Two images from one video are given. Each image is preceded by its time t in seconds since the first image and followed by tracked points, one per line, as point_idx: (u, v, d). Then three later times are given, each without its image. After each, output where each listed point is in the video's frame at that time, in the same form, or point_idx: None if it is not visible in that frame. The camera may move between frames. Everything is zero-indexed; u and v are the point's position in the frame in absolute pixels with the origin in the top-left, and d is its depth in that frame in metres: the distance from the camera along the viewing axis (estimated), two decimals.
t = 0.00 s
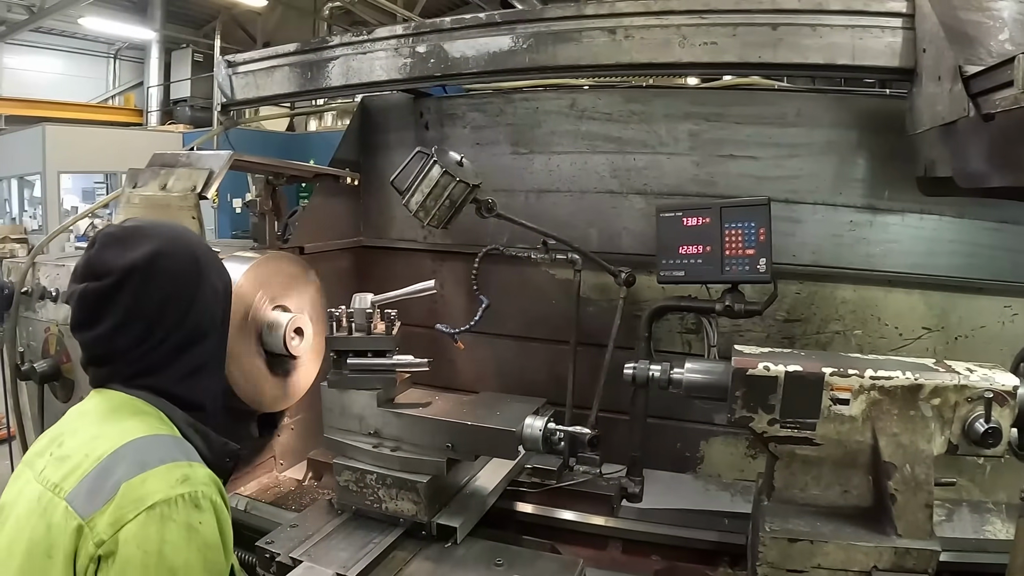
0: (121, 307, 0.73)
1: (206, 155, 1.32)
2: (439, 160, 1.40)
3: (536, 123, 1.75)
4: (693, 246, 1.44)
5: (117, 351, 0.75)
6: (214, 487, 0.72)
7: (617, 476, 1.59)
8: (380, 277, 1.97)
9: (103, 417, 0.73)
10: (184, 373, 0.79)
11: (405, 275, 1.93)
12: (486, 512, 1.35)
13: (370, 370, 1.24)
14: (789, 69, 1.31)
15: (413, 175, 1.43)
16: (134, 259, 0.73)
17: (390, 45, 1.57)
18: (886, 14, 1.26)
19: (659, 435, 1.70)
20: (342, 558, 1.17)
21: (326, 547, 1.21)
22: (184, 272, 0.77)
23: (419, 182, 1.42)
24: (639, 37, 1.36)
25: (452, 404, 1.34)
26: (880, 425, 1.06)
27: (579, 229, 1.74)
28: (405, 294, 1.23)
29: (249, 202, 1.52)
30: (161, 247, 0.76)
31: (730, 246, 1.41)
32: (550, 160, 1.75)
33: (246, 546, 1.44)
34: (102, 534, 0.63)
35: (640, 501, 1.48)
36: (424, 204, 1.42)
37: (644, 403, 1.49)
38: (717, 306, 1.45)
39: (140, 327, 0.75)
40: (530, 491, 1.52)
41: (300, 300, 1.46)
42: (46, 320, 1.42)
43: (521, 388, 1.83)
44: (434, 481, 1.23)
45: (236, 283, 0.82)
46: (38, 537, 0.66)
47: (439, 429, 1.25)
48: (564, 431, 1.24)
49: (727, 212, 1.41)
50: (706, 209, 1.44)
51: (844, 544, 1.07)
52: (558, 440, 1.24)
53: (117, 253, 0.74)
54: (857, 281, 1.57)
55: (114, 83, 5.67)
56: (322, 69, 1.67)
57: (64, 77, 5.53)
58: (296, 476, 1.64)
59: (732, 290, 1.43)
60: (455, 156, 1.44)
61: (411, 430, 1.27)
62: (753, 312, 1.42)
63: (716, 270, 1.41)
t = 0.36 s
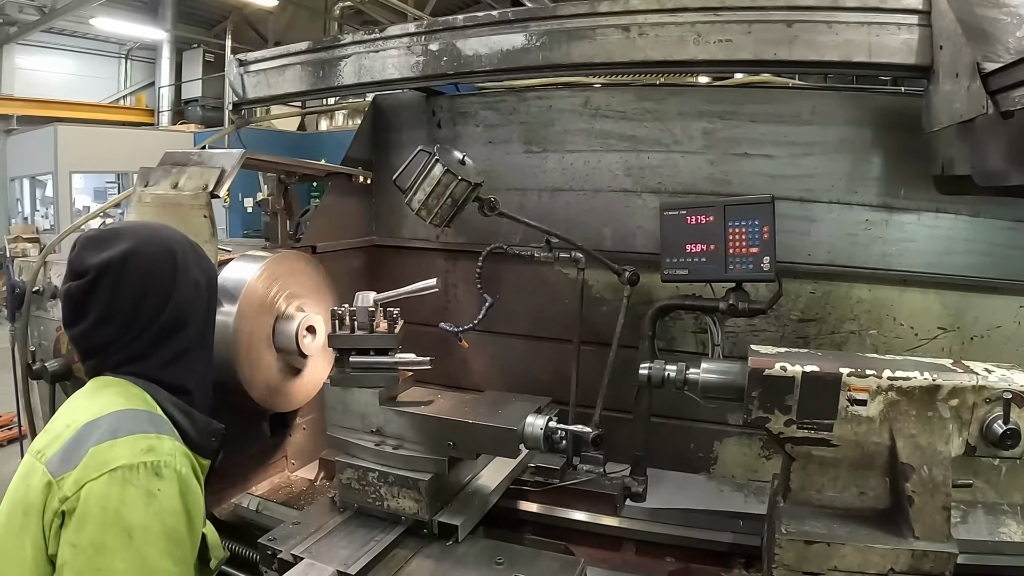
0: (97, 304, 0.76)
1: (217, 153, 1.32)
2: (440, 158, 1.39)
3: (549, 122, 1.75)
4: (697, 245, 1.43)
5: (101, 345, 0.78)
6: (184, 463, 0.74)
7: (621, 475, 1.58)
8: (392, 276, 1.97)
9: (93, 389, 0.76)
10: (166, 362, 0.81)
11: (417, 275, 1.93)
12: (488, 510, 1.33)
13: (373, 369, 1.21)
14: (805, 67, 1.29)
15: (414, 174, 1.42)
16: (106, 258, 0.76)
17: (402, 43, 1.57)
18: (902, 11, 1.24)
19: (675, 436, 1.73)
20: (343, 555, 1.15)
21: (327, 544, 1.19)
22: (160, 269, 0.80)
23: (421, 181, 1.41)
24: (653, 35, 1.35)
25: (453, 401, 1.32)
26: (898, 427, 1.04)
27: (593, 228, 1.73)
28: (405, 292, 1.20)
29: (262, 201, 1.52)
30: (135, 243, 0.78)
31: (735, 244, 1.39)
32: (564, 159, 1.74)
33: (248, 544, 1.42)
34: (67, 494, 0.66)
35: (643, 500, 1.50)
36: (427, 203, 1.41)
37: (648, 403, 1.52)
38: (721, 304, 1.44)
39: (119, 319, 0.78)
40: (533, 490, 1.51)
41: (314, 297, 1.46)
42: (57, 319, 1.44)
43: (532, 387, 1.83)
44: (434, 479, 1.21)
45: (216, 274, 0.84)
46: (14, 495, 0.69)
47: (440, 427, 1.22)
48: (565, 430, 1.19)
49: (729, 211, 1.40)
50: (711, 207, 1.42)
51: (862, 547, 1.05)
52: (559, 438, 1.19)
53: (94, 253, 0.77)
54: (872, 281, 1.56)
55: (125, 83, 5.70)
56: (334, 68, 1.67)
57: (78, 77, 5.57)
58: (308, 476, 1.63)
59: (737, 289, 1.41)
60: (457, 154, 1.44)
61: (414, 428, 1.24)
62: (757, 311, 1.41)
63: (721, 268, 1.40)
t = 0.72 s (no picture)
0: (86, 297, 0.77)
1: (224, 155, 1.32)
2: (438, 160, 1.38)
3: (556, 123, 1.75)
4: (695, 246, 1.43)
5: (89, 336, 0.79)
6: (173, 449, 0.78)
7: (620, 476, 1.58)
8: (398, 277, 1.97)
9: (78, 385, 0.76)
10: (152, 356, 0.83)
11: (425, 276, 1.93)
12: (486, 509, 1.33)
13: (370, 369, 1.24)
14: (811, 69, 1.29)
15: (414, 174, 1.42)
16: (94, 253, 0.77)
17: (409, 44, 1.57)
18: (909, 12, 1.24)
19: (681, 438, 1.73)
20: (340, 553, 1.15)
21: (325, 543, 1.19)
22: (149, 261, 0.80)
23: (420, 182, 1.41)
24: (660, 37, 1.35)
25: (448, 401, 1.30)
26: (904, 429, 1.04)
27: (599, 230, 1.73)
28: (402, 293, 1.20)
29: (268, 201, 1.52)
30: (129, 238, 0.79)
31: (733, 245, 1.40)
32: (571, 160, 1.74)
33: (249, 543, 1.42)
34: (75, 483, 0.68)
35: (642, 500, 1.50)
36: (424, 204, 1.41)
37: (646, 403, 1.50)
38: (719, 305, 1.44)
39: (106, 313, 0.79)
40: (531, 490, 1.52)
41: (322, 301, 1.47)
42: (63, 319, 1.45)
43: (536, 388, 1.83)
44: (432, 478, 1.21)
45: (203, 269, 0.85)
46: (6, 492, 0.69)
47: (436, 428, 1.21)
48: (561, 430, 1.18)
49: (727, 211, 1.40)
50: (708, 209, 1.42)
51: (869, 549, 1.05)
52: (555, 439, 1.18)
53: (85, 246, 0.78)
54: (879, 283, 1.56)
55: (131, 84, 5.72)
56: (340, 69, 1.67)
57: (85, 78, 5.60)
58: (314, 476, 1.63)
59: (734, 291, 1.41)
60: (456, 155, 1.42)
61: (411, 428, 1.23)
62: (755, 313, 1.41)
63: (718, 269, 1.40)
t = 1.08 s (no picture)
0: (64, 301, 0.77)
1: (230, 153, 1.31)
2: (436, 160, 1.37)
3: (561, 123, 1.75)
4: (692, 245, 1.43)
5: (72, 337, 0.80)
6: (133, 436, 0.77)
7: (616, 475, 1.57)
8: (401, 277, 1.98)
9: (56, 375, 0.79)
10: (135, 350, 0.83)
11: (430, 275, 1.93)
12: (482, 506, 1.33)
13: (367, 367, 1.25)
14: (817, 68, 1.29)
15: (411, 174, 1.40)
16: (70, 258, 0.76)
17: (415, 44, 1.58)
18: (915, 12, 1.24)
19: (686, 438, 1.74)
20: (337, 549, 1.15)
21: (323, 538, 1.20)
22: (126, 262, 0.80)
23: (417, 181, 1.39)
24: (666, 36, 1.35)
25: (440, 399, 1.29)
26: (911, 429, 1.03)
27: (604, 229, 1.73)
28: (398, 292, 1.20)
29: (275, 202, 1.52)
30: (104, 241, 0.78)
31: (730, 245, 1.40)
32: (576, 159, 1.75)
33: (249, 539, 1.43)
34: (28, 467, 0.69)
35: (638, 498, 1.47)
36: (422, 203, 1.40)
37: (644, 402, 1.51)
38: (716, 304, 1.43)
39: (86, 315, 0.79)
40: (529, 488, 1.52)
41: (330, 300, 1.47)
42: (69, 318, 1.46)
43: (538, 388, 1.83)
44: (429, 475, 1.21)
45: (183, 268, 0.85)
46: None
47: (430, 424, 1.20)
48: (556, 430, 1.16)
49: (724, 211, 1.40)
50: (705, 208, 1.43)
51: (875, 549, 1.04)
52: (550, 438, 1.17)
53: (61, 251, 0.77)
54: (885, 282, 1.55)
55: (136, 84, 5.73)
56: (346, 68, 1.67)
57: (91, 78, 5.61)
58: (319, 475, 1.61)
59: (731, 289, 1.41)
60: (453, 155, 1.40)
61: (405, 427, 1.22)
62: (751, 311, 1.39)
63: (715, 269, 1.40)
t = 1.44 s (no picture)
0: (69, 310, 0.77)
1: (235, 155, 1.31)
2: (432, 162, 1.36)
3: (565, 125, 1.76)
4: (686, 247, 1.44)
5: (75, 343, 0.79)
6: (133, 436, 0.78)
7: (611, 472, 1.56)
8: (404, 279, 1.98)
9: (63, 379, 0.80)
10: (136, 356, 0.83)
11: (432, 276, 1.95)
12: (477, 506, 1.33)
13: (361, 367, 1.24)
14: (820, 71, 1.29)
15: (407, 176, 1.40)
16: (74, 267, 0.76)
17: (419, 46, 1.58)
18: (918, 15, 1.24)
19: (686, 439, 1.74)
20: (332, 547, 1.16)
21: (318, 536, 1.20)
22: (128, 271, 0.79)
23: (413, 183, 1.39)
24: (669, 39, 1.35)
25: (437, 400, 1.28)
26: (913, 431, 1.03)
27: (608, 231, 1.74)
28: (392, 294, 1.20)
29: (278, 202, 1.53)
30: (106, 250, 0.78)
31: (724, 246, 1.41)
32: (580, 161, 1.75)
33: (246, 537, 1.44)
34: (32, 464, 0.71)
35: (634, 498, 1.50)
36: (418, 205, 1.40)
37: (638, 403, 1.54)
38: (710, 305, 1.45)
39: (88, 322, 0.79)
40: (524, 488, 1.51)
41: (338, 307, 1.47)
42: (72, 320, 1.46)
43: (540, 389, 1.84)
44: (422, 475, 1.21)
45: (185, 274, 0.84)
46: None
47: (426, 425, 1.19)
48: (549, 430, 1.16)
49: (718, 212, 1.41)
50: (700, 210, 1.44)
51: (876, 551, 1.05)
52: (542, 439, 1.17)
53: (64, 260, 0.77)
54: (886, 284, 1.56)
55: (139, 85, 5.75)
56: (350, 70, 1.68)
57: (94, 79, 5.62)
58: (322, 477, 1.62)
59: (726, 291, 1.42)
60: (449, 157, 1.40)
61: (399, 426, 1.22)
62: (746, 313, 1.41)
63: (709, 270, 1.41)
